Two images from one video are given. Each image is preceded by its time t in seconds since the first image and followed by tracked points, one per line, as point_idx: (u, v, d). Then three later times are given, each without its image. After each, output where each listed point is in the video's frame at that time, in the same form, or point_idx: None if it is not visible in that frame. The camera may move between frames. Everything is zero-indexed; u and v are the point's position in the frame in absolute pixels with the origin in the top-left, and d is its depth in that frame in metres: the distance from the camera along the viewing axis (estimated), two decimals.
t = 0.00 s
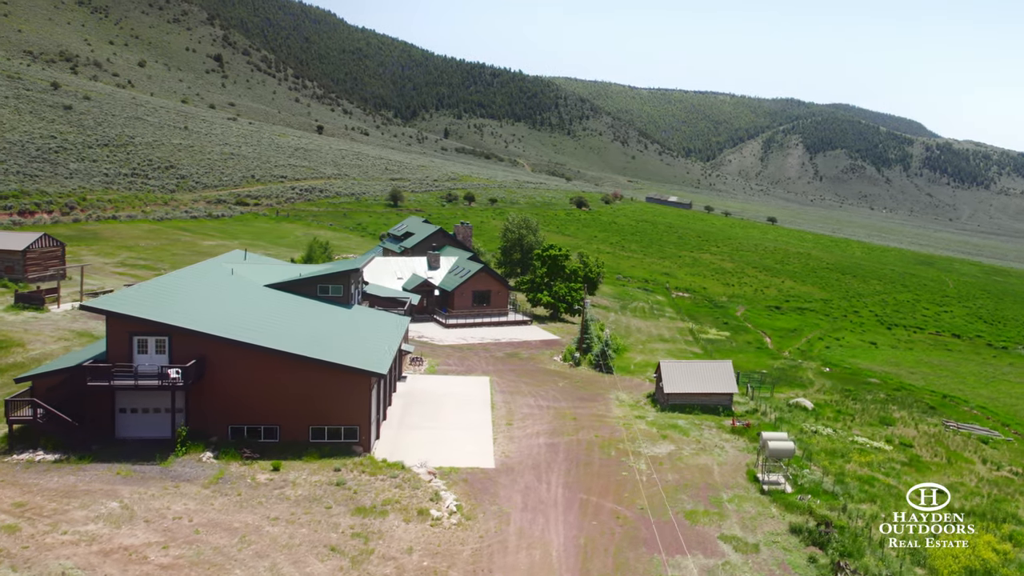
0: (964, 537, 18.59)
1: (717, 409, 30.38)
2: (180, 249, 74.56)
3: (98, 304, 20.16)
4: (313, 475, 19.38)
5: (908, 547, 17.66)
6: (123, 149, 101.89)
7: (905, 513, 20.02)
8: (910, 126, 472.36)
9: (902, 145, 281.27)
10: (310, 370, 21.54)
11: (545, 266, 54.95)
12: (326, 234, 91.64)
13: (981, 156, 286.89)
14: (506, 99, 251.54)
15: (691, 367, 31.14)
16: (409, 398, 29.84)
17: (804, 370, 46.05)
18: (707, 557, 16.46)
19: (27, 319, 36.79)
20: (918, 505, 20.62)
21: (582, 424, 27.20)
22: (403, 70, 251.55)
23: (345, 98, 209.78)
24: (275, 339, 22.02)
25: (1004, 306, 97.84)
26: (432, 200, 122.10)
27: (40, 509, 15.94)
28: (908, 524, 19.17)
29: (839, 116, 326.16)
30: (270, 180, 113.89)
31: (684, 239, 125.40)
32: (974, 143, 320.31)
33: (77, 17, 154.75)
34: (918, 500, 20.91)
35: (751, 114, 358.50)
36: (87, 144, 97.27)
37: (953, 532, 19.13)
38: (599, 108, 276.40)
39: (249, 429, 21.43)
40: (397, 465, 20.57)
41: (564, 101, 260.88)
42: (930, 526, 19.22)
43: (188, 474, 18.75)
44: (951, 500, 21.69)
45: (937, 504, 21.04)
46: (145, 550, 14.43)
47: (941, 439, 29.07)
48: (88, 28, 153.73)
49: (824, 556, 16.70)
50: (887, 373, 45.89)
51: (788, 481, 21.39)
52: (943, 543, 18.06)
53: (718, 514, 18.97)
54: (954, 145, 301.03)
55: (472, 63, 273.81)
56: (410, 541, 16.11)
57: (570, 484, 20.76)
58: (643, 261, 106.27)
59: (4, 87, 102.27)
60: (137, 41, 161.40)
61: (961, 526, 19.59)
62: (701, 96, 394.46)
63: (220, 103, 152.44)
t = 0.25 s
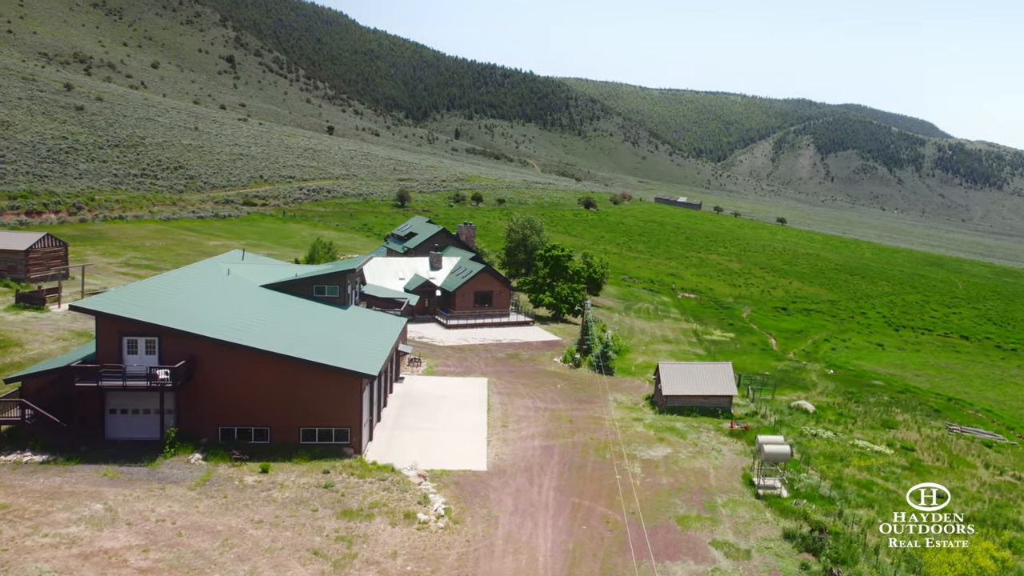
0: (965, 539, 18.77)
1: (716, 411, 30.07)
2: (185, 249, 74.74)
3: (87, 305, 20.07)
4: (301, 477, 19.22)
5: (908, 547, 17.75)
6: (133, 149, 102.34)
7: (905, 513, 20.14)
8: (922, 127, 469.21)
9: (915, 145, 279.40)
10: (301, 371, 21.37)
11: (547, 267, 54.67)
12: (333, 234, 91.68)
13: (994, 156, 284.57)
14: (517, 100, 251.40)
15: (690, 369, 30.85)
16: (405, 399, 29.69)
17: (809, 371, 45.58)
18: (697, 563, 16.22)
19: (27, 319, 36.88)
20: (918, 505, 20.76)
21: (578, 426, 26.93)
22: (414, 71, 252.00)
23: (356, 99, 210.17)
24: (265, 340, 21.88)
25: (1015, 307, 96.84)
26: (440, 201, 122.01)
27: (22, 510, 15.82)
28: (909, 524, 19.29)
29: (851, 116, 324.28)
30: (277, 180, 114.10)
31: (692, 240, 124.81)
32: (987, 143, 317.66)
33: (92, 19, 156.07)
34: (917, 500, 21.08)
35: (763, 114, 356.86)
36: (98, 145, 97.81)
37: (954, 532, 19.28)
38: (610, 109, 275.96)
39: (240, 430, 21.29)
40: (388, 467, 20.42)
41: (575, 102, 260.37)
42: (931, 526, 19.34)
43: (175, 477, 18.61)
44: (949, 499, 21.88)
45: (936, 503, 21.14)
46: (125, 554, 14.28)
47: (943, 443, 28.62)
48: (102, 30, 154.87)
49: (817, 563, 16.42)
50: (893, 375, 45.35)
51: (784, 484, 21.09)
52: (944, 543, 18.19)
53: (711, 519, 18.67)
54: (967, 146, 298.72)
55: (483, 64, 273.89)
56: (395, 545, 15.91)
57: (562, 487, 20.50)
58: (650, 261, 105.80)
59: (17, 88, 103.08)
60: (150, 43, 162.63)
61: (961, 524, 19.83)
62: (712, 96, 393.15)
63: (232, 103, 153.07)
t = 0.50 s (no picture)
0: (964, 539, 18.93)
1: (715, 414, 29.74)
2: (190, 248, 74.87)
3: (76, 305, 20.00)
4: (289, 480, 19.02)
5: (908, 547, 17.87)
6: (143, 149, 102.73)
7: (904, 512, 20.31)
8: (934, 127, 466.05)
9: (926, 145, 277.58)
10: (293, 372, 21.26)
11: (549, 267, 54.41)
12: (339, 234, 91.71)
13: (1007, 156, 282.31)
14: (528, 100, 251.21)
15: (689, 370, 30.50)
16: (401, 401, 29.55)
17: (812, 374, 45.06)
18: (687, 569, 15.97)
19: (26, 319, 36.93)
20: (918, 505, 20.94)
21: (574, 429, 26.65)
22: (425, 72, 252.26)
23: (367, 100, 210.58)
24: (258, 342, 21.76)
25: None
26: (447, 201, 121.93)
27: (5, 512, 15.66)
28: (909, 525, 19.42)
29: (862, 117, 322.47)
30: (285, 180, 114.27)
31: (699, 240, 124.25)
32: (1000, 144, 315.03)
33: (106, 21, 157.21)
34: (918, 502, 21.14)
35: (773, 114, 355.32)
36: (108, 145, 98.27)
37: (953, 531, 19.45)
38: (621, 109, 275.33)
39: (230, 431, 21.18)
40: (378, 469, 20.27)
41: (586, 102, 259.88)
42: (931, 526, 19.49)
43: (162, 478, 18.44)
44: (951, 500, 21.88)
45: (937, 505, 21.17)
46: (104, 557, 14.11)
47: (946, 448, 28.14)
48: (116, 32, 156.13)
49: (809, 570, 16.14)
50: (898, 378, 44.81)
51: (780, 488, 20.77)
52: (943, 542, 18.38)
53: (704, 524, 18.37)
54: (979, 146, 296.49)
55: (494, 65, 273.93)
56: (379, 549, 15.71)
57: (554, 491, 20.24)
58: (656, 262, 105.33)
59: (30, 89, 103.72)
60: (164, 44, 163.77)
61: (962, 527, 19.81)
62: (723, 97, 391.76)
63: (243, 104, 153.61)
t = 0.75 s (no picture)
0: (963, 539, 19.06)
1: (714, 416, 29.42)
2: (195, 248, 75.07)
3: (66, 305, 19.91)
4: (277, 482, 18.85)
5: (907, 547, 17.97)
6: (153, 150, 103.12)
7: (906, 513, 20.36)
8: (947, 127, 462.87)
9: (938, 146, 275.75)
10: (283, 373, 21.06)
11: (552, 268, 54.14)
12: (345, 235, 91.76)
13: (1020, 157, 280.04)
14: (538, 101, 251.01)
15: (688, 372, 30.17)
16: (397, 401, 29.36)
17: (816, 376, 44.57)
18: None
19: (27, 318, 37.01)
20: (919, 505, 20.98)
21: (570, 431, 26.38)
22: (436, 73, 252.50)
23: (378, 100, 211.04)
24: (249, 343, 21.59)
25: None
26: (454, 201, 121.84)
27: None
28: (909, 525, 19.47)
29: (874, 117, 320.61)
30: (294, 181, 114.47)
31: (707, 241, 123.68)
32: (1013, 145, 312.36)
33: (120, 23, 158.39)
34: (918, 500, 21.19)
35: (785, 114, 353.68)
36: (118, 146, 98.71)
37: (953, 531, 19.50)
38: (632, 110, 274.70)
39: (220, 432, 21.03)
40: (366, 472, 20.05)
41: (597, 103, 259.36)
42: (931, 526, 19.54)
43: (149, 480, 18.30)
44: (950, 499, 21.88)
45: (938, 504, 21.20)
46: (83, 560, 13.96)
47: (948, 451, 27.69)
48: (130, 33, 157.29)
49: None
50: (903, 380, 44.29)
51: (776, 492, 20.46)
52: (944, 543, 18.49)
53: (695, 529, 18.09)
54: (992, 146, 294.20)
55: (505, 66, 273.93)
56: (363, 553, 15.52)
57: (545, 494, 19.99)
58: (663, 263, 104.87)
59: (43, 90, 104.42)
60: (176, 46, 164.90)
61: (962, 528, 19.72)
62: (735, 97, 390.25)
63: (254, 105, 154.16)
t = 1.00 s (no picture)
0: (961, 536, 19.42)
1: (712, 418, 29.07)
2: (200, 249, 75.21)
3: (55, 306, 19.79)
4: (264, 484, 18.66)
5: (907, 546, 18.18)
6: (163, 151, 103.48)
7: (907, 512, 20.61)
8: (960, 127, 459.44)
9: (951, 146, 274.01)
10: (273, 374, 20.93)
11: (555, 269, 53.83)
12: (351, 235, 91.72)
13: None
14: (549, 102, 250.74)
15: (687, 374, 29.84)
16: (393, 403, 29.19)
17: (820, 378, 44.08)
18: None
19: (27, 318, 37.06)
20: (919, 506, 21.23)
21: (565, 434, 26.09)
22: (448, 74, 252.72)
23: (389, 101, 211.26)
24: (240, 344, 21.45)
25: None
26: (462, 202, 121.68)
27: None
28: (910, 524, 19.70)
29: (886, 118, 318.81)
30: (302, 181, 114.66)
31: (714, 242, 123.01)
32: None
33: (133, 25, 159.50)
34: (918, 500, 21.56)
35: (796, 115, 351.98)
36: (128, 147, 99.08)
37: (953, 530, 19.69)
38: (642, 110, 274.04)
39: (211, 433, 20.92)
40: (355, 474, 19.87)
41: (608, 104, 258.76)
42: (930, 526, 19.70)
43: (136, 481, 18.17)
44: (950, 499, 22.19)
45: (938, 503, 21.52)
46: (61, 564, 13.81)
47: (950, 456, 27.26)
48: (143, 35, 158.39)
49: None
50: (908, 382, 43.75)
51: (772, 496, 20.17)
52: (943, 543, 18.76)
53: (687, 534, 17.80)
54: (1005, 147, 291.76)
55: (515, 67, 273.86)
56: (347, 557, 15.34)
57: (537, 498, 19.75)
58: (669, 263, 104.33)
59: (57, 91, 105.14)
60: (189, 47, 165.99)
61: (964, 531, 19.71)
62: (746, 98, 388.80)
63: (265, 106, 154.65)
